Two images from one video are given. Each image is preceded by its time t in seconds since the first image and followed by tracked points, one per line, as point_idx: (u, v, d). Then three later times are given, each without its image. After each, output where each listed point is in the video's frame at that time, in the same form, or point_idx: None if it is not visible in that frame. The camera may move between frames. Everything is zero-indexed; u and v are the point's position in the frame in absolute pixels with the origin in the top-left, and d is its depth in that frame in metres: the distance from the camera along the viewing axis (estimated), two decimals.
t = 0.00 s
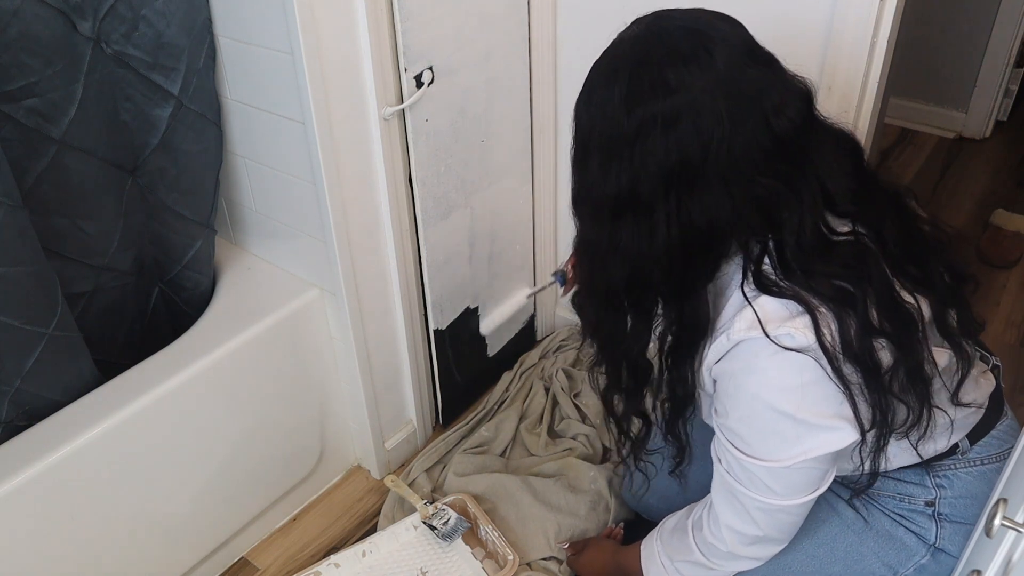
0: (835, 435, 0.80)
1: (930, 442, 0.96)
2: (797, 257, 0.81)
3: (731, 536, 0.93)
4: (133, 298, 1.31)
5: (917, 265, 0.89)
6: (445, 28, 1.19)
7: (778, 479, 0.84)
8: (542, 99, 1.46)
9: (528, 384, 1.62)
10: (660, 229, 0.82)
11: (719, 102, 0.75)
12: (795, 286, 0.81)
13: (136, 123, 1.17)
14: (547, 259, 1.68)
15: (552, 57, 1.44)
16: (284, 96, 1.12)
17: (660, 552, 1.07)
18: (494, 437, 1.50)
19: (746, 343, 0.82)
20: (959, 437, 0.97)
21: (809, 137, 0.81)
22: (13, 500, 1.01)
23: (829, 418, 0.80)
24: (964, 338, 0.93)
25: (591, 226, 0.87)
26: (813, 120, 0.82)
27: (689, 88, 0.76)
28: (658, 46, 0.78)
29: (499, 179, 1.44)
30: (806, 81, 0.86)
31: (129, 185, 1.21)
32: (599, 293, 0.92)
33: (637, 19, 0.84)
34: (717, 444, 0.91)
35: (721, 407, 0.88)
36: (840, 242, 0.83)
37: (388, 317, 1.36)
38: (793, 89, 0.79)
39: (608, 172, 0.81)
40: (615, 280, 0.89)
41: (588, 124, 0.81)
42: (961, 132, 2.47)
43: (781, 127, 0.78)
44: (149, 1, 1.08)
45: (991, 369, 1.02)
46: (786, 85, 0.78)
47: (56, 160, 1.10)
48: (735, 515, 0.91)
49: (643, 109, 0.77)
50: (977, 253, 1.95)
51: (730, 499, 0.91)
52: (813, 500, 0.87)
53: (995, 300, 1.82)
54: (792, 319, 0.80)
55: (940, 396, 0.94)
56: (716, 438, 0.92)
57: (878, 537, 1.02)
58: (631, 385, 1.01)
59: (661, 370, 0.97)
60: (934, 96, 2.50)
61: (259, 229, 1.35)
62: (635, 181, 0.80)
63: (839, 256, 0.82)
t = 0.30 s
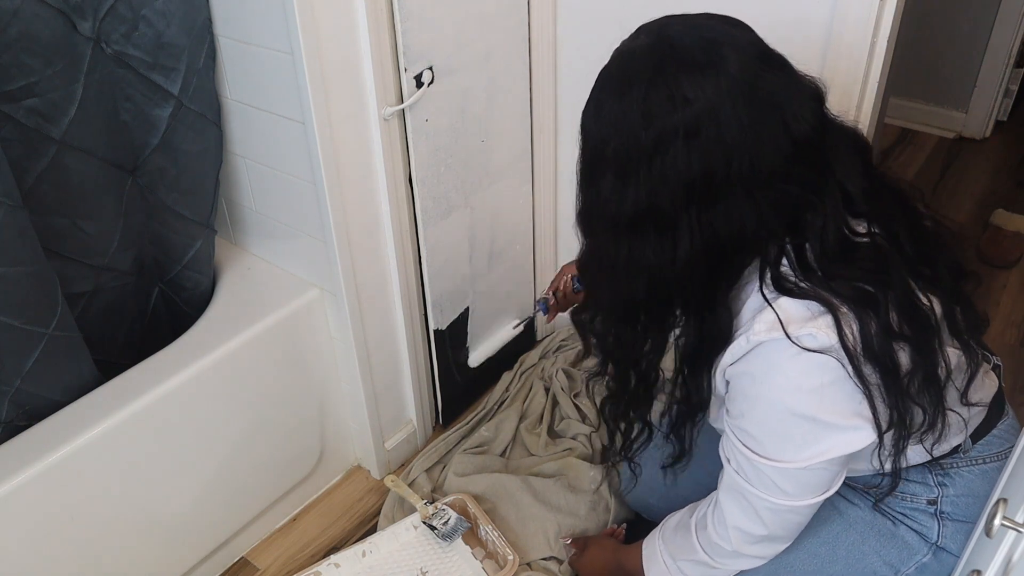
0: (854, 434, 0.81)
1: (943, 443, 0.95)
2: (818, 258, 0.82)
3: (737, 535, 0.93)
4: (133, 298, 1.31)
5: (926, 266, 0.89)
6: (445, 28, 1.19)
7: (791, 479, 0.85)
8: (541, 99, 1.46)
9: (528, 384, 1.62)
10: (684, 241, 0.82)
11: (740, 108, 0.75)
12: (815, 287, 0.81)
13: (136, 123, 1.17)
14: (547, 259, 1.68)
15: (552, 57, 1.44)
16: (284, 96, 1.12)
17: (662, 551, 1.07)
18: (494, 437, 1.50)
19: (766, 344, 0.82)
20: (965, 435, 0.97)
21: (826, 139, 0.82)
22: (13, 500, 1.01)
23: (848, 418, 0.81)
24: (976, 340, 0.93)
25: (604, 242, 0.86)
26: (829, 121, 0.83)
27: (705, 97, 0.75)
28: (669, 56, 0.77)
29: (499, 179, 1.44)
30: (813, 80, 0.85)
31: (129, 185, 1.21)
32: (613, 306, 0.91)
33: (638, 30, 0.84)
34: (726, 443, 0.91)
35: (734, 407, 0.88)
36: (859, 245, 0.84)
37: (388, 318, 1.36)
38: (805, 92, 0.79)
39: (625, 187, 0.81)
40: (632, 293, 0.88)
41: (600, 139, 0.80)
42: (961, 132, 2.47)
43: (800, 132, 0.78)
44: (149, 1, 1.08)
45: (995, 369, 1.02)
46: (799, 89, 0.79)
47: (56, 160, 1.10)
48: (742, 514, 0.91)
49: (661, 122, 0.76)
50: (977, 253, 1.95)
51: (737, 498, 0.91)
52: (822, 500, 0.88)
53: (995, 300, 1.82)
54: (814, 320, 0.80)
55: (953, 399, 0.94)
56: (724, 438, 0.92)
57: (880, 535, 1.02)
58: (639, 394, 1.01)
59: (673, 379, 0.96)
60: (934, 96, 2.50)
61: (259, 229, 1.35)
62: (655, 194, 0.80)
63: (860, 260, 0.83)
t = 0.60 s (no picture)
0: (863, 443, 0.81)
1: (948, 446, 0.95)
2: (826, 266, 0.82)
3: (740, 540, 0.94)
4: (133, 298, 1.31)
5: (931, 268, 0.89)
6: (445, 28, 1.19)
7: (798, 488, 0.85)
8: (541, 99, 1.46)
9: (528, 384, 1.62)
10: (693, 254, 0.81)
11: (746, 117, 0.75)
12: (824, 297, 0.81)
13: (136, 123, 1.17)
14: (547, 259, 1.68)
15: (552, 58, 1.44)
16: (284, 96, 1.12)
17: (663, 551, 1.07)
18: (494, 437, 1.50)
19: (775, 355, 0.82)
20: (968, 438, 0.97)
21: (830, 145, 0.82)
22: (13, 500, 1.01)
23: (857, 427, 0.81)
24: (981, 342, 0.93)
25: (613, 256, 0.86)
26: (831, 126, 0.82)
27: (711, 108, 0.75)
28: (672, 66, 0.77)
29: (499, 179, 1.44)
30: (817, 85, 0.86)
31: (129, 185, 1.21)
32: (622, 318, 0.91)
33: (637, 40, 0.83)
34: (732, 449, 0.91)
35: (741, 416, 0.88)
36: (867, 252, 0.84)
37: (388, 318, 1.36)
38: (808, 98, 0.79)
39: (632, 203, 0.81)
40: (641, 306, 0.88)
41: (606, 153, 0.80)
42: (960, 132, 2.47)
43: (804, 140, 0.78)
44: (149, 1, 1.08)
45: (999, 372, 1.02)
46: (801, 95, 0.78)
47: (56, 160, 1.10)
48: (746, 519, 0.91)
49: (668, 135, 0.76)
50: (977, 252, 1.95)
51: (741, 503, 0.91)
52: (826, 507, 0.88)
53: (995, 300, 1.82)
54: (824, 330, 0.80)
55: (959, 403, 0.94)
56: (729, 443, 0.92)
57: (880, 537, 1.02)
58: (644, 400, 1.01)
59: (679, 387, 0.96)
60: (933, 96, 2.50)
61: (259, 229, 1.35)
62: (664, 209, 0.79)
63: (869, 268, 0.83)
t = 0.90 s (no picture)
0: (847, 448, 0.82)
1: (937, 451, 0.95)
2: (812, 273, 0.82)
3: (733, 541, 0.94)
4: (133, 298, 1.31)
5: (927, 271, 0.89)
6: (445, 28, 1.19)
7: (786, 491, 0.85)
8: (542, 99, 1.46)
9: (528, 384, 1.62)
10: (687, 260, 0.81)
11: (740, 123, 0.75)
12: (808, 303, 0.82)
13: (136, 123, 1.17)
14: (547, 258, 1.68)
15: (552, 58, 1.44)
16: (284, 96, 1.12)
17: (660, 552, 1.07)
18: (494, 437, 1.51)
19: (760, 360, 0.82)
20: (964, 439, 0.97)
21: (824, 150, 0.81)
22: (14, 500, 1.01)
23: (841, 432, 0.81)
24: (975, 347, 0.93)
25: (608, 261, 0.86)
26: (823, 131, 0.82)
27: (707, 112, 0.75)
28: (667, 72, 0.77)
29: (499, 179, 1.44)
30: (811, 90, 0.86)
31: (129, 185, 1.21)
32: (617, 325, 0.91)
33: (633, 45, 0.83)
34: (722, 451, 0.91)
35: (729, 418, 0.88)
36: (858, 259, 0.83)
37: (388, 318, 1.36)
38: (802, 104, 0.79)
39: (624, 209, 0.81)
40: (635, 311, 0.88)
41: (601, 160, 0.80)
42: (960, 132, 2.47)
43: (798, 146, 0.78)
44: (149, 1, 1.08)
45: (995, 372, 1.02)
46: (794, 101, 0.78)
47: (56, 160, 1.10)
48: (738, 520, 0.92)
49: (663, 141, 0.76)
50: (977, 252, 1.95)
51: (733, 505, 0.91)
52: (818, 508, 0.88)
53: (995, 300, 1.82)
54: (807, 336, 0.81)
55: (950, 406, 0.94)
56: (720, 445, 0.92)
57: (879, 537, 1.02)
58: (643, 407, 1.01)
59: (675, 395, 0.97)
60: (933, 97, 2.50)
61: (259, 229, 1.35)
62: (655, 215, 0.79)
63: (859, 274, 0.83)
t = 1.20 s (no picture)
0: (852, 449, 0.82)
1: (939, 452, 0.95)
2: (817, 275, 0.82)
3: (735, 542, 0.94)
4: (133, 298, 1.31)
5: (930, 271, 0.89)
6: (445, 28, 1.19)
7: (790, 492, 0.85)
8: (542, 99, 1.46)
9: (528, 384, 1.62)
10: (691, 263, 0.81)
11: (745, 125, 0.75)
12: (813, 305, 0.82)
13: (136, 123, 1.17)
14: (547, 258, 1.68)
15: (552, 58, 1.44)
16: (284, 96, 1.12)
17: (661, 553, 1.07)
18: (494, 437, 1.51)
19: (766, 361, 0.82)
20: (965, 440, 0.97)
21: (826, 152, 0.82)
22: (14, 500, 1.01)
23: (847, 433, 0.82)
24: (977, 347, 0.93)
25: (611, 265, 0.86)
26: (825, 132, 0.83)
27: (712, 115, 0.75)
28: (670, 75, 0.76)
29: (499, 178, 1.44)
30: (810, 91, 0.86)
31: (129, 185, 1.21)
32: (620, 329, 0.91)
33: (632, 48, 0.83)
34: (725, 453, 0.91)
35: (733, 420, 0.88)
36: (862, 260, 0.84)
37: (388, 319, 1.36)
38: (805, 104, 0.80)
39: (630, 213, 0.80)
40: (638, 314, 0.88)
41: (605, 164, 0.79)
42: (961, 132, 2.47)
43: (802, 146, 0.78)
44: (149, 1, 1.08)
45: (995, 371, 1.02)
46: (797, 101, 0.79)
47: (56, 160, 1.10)
48: (739, 521, 0.92)
49: (668, 145, 0.76)
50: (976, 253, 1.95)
51: (735, 506, 0.91)
52: (821, 509, 0.88)
53: (995, 300, 1.82)
54: (813, 337, 0.81)
55: (953, 407, 0.94)
56: (723, 447, 0.92)
57: (880, 538, 1.02)
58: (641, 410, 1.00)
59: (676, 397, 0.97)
60: (934, 97, 2.50)
61: (259, 229, 1.35)
62: (661, 217, 0.79)
63: (863, 276, 0.83)
